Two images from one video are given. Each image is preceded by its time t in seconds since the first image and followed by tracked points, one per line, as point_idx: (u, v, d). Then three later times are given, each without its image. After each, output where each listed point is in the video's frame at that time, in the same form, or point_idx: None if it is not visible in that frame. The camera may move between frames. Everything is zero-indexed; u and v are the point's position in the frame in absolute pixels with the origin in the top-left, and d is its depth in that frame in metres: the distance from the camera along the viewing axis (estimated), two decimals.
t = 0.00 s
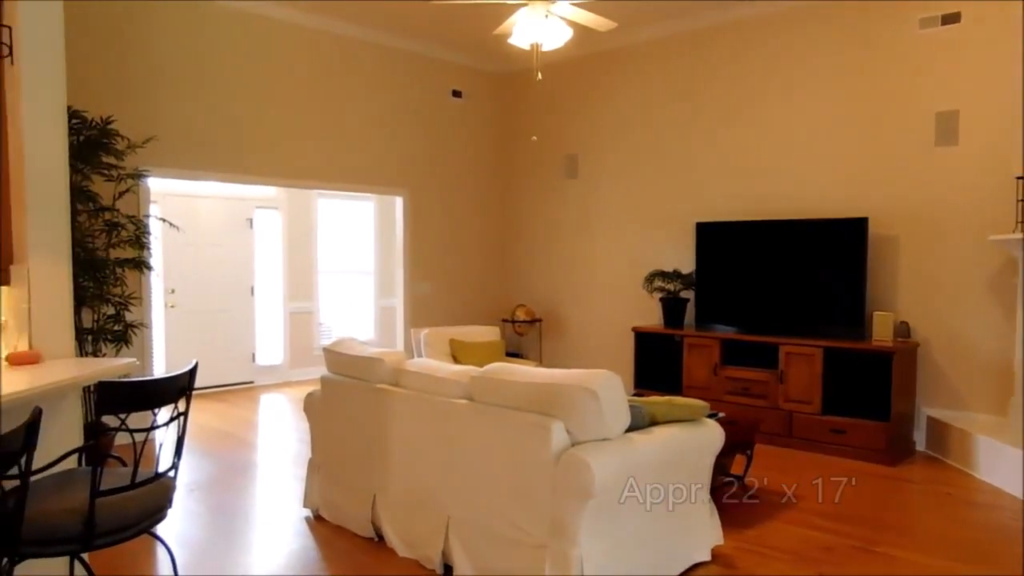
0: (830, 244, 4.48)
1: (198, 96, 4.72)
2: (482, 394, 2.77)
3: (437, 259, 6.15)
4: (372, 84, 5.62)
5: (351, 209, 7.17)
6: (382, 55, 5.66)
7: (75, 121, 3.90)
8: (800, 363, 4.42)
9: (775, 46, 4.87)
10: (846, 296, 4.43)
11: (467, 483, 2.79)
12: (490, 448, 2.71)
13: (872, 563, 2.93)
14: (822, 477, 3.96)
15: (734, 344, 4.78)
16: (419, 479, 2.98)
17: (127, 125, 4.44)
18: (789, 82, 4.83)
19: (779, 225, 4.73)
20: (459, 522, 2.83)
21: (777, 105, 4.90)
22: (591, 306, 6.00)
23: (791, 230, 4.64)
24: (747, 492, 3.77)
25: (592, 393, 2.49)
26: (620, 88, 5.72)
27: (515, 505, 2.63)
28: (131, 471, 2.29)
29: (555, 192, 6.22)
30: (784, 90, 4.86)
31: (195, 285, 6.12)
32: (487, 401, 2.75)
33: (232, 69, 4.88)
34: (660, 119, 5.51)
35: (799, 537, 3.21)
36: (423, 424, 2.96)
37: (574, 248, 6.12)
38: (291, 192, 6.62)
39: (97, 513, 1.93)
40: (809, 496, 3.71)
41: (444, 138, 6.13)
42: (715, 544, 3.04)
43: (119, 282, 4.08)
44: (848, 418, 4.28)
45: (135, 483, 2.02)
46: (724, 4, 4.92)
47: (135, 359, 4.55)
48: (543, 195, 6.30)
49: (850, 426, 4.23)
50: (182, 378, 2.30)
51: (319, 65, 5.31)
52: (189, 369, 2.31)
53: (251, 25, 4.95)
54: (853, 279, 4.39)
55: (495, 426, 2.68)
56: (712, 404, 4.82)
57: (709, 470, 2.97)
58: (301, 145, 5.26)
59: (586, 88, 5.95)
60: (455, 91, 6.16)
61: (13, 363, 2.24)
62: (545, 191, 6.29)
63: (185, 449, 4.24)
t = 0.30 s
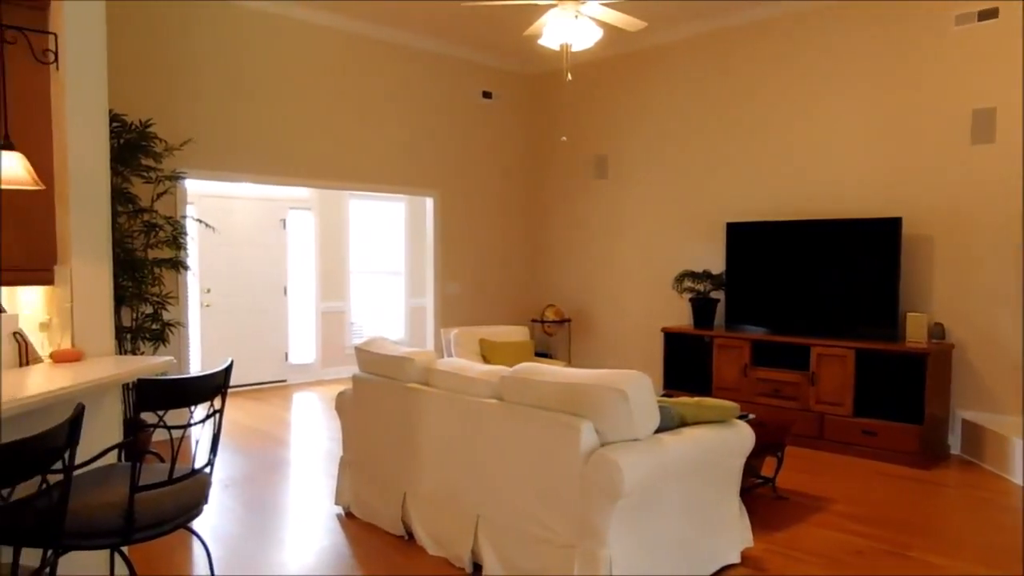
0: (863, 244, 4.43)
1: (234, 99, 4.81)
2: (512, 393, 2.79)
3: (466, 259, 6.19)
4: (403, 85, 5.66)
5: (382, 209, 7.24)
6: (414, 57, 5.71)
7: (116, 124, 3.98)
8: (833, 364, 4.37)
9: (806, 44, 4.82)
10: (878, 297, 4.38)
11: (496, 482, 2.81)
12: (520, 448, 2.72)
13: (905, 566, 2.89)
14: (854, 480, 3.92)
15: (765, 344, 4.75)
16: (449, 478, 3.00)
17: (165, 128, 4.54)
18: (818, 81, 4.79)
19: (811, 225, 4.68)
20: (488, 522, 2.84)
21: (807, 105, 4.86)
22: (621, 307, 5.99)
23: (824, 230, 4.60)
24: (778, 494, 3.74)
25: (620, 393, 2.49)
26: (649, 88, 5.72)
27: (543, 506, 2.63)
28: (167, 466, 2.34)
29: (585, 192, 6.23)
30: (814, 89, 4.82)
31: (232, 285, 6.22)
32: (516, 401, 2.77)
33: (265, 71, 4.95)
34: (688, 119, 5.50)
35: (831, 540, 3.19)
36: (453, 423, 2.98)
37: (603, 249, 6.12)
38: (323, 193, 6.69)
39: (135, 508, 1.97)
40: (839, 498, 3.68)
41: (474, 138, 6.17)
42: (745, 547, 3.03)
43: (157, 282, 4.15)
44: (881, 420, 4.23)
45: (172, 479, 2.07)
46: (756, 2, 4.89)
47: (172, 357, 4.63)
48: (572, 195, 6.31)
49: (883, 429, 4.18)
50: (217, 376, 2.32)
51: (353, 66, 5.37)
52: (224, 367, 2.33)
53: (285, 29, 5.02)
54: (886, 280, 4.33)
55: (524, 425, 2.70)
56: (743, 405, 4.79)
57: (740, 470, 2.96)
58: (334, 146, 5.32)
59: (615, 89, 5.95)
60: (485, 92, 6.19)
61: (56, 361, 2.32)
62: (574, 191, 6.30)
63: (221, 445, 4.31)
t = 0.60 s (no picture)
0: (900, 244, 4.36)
1: (270, 102, 4.88)
2: (544, 393, 2.80)
3: (498, 259, 6.22)
4: (436, 86, 5.70)
5: (416, 210, 7.29)
6: (447, 59, 5.74)
7: (158, 128, 4.06)
8: (868, 366, 4.32)
9: (839, 43, 4.78)
10: (915, 298, 4.31)
11: (528, 481, 2.82)
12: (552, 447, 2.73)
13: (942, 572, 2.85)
14: (891, 484, 3.87)
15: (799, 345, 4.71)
16: (481, 477, 3.02)
17: (205, 130, 4.62)
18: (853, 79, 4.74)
19: (847, 225, 4.62)
20: (520, 521, 2.85)
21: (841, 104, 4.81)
22: (653, 307, 5.97)
23: (860, 230, 4.54)
24: (812, 497, 3.70)
25: (653, 393, 2.49)
26: (681, 88, 5.70)
27: (575, 506, 2.64)
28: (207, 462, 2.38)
29: (617, 192, 6.21)
30: (848, 88, 4.76)
31: (268, 285, 6.31)
32: (549, 400, 2.78)
33: (302, 73, 5.01)
34: (720, 119, 5.47)
35: (866, 544, 3.15)
36: (486, 423, 3.00)
37: (635, 249, 6.10)
38: (358, 194, 6.76)
39: (176, 503, 2.01)
40: (875, 502, 3.63)
41: (506, 139, 6.19)
42: (777, 550, 3.01)
43: (197, 282, 4.23)
44: (917, 423, 4.16)
45: (211, 476, 2.11)
46: (791, 1, 4.84)
47: (211, 356, 4.71)
48: (605, 195, 6.30)
49: (920, 432, 4.11)
50: (255, 374, 2.36)
51: (387, 68, 5.42)
52: (261, 366, 2.37)
53: (320, 32, 5.08)
54: (925, 281, 4.26)
55: (557, 424, 2.71)
56: (776, 407, 4.75)
57: (773, 473, 2.93)
58: (368, 148, 5.37)
59: (647, 89, 5.94)
60: (517, 93, 6.22)
61: (102, 358, 2.38)
62: (607, 191, 6.29)
63: (258, 443, 4.38)
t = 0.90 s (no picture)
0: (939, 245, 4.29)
1: (306, 104, 4.95)
2: (577, 392, 2.81)
3: (530, 260, 6.24)
4: (469, 87, 5.72)
5: (450, 210, 7.33)
6: (480, 60, 5.76)
7: (199, 131, 4.13)
8: (906, 368, 4.26)
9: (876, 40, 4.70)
10: (955, 300, 4.23)
11: (561, 480, 2.83)
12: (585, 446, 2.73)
13: None
14: (928, 487, 3.82)
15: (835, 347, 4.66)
16: (514, 476, 3.03)
17: (244, 133, 4.71)
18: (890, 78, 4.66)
19: (884, 225, 4.56)
20: (553, 521, 2.87)
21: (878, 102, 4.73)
22: (686, 308, 5.94)
23: (898, 230, 4.47)
24: (848, 500, 3.67)
25: (686, 394, 2.48)
26: (715, 87, 5.65)
27: (608, 505, 2.64)
28: (246, 459, 2.42)
29: (650, 192, 6.19)
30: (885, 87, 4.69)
31: (305, 285, 6.39)
32: (583, 399, 2.78)
33: (337, 76, 5.07)
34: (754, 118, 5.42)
35: (903, 549, 3.11)
36: (519, 422, 3.01)
37: (668, 249, 6.08)
38: (394, 195, 6.82)
39: (217, 498, 2.05)
40: (912, 506, 3.59)
41: (539, 140, 6.20)
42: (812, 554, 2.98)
43: (236, 282, 4.31)
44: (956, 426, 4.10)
45: (251, 472, 2.15)
46: None
47: (250, 354, 4.79)
48: (639, 195, 6.28)
49: (959, 436, 4.05)
50: (293, 373, 2.39)
51: (422, 70, 5.46)
52: (299, 364, 2.40)
53: (355, 35, 5.13)
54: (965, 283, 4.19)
55: (590, 424, 2.71)
56: (811, 408, 4.71)
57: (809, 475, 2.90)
58: (402, 149, 5.41)
59: (681, 88, 5.90)
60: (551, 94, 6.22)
61: (145, 356, 2.43)
62: (640, 191, 6.26)
63: (295, 440, 4.45)
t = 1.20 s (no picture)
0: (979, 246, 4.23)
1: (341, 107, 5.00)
2: (610, 392, 2.81)
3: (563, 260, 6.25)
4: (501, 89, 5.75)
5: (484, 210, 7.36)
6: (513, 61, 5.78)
7: (239, 134, 4.21)
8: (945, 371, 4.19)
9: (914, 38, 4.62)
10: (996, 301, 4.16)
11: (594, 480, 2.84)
12: (619, 446, 2.73)
13: None
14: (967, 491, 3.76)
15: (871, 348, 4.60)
16: (548, 475, 3.05)
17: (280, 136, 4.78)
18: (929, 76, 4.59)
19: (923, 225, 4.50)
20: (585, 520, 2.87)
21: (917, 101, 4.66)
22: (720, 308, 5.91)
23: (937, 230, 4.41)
24: (884, 504, 3.63)
25: (721, 396, 2.48)
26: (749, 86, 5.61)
27: (641, 505, 2.64)
28: (283, 456, 2.46)
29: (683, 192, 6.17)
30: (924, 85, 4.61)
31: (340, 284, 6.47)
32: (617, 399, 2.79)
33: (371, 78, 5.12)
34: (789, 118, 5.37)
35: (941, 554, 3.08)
36: (552, 422, 3.02)
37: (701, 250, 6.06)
38: (427, 195, 6.73)
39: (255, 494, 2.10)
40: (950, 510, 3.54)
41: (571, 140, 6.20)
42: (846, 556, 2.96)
43: (274, 282, 4.37)
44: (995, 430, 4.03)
45: (289, 468, 2.19)
46: None
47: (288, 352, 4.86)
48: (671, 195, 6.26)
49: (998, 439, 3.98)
50: (329, 372, 2.43)
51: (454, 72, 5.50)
52: (335, 364, 2.44)
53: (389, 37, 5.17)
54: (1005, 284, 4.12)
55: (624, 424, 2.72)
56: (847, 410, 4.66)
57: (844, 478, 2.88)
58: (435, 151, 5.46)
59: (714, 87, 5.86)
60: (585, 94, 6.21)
61: (186, 355, 2.48)
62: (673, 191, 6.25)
63: (331, 437, 4.51)
